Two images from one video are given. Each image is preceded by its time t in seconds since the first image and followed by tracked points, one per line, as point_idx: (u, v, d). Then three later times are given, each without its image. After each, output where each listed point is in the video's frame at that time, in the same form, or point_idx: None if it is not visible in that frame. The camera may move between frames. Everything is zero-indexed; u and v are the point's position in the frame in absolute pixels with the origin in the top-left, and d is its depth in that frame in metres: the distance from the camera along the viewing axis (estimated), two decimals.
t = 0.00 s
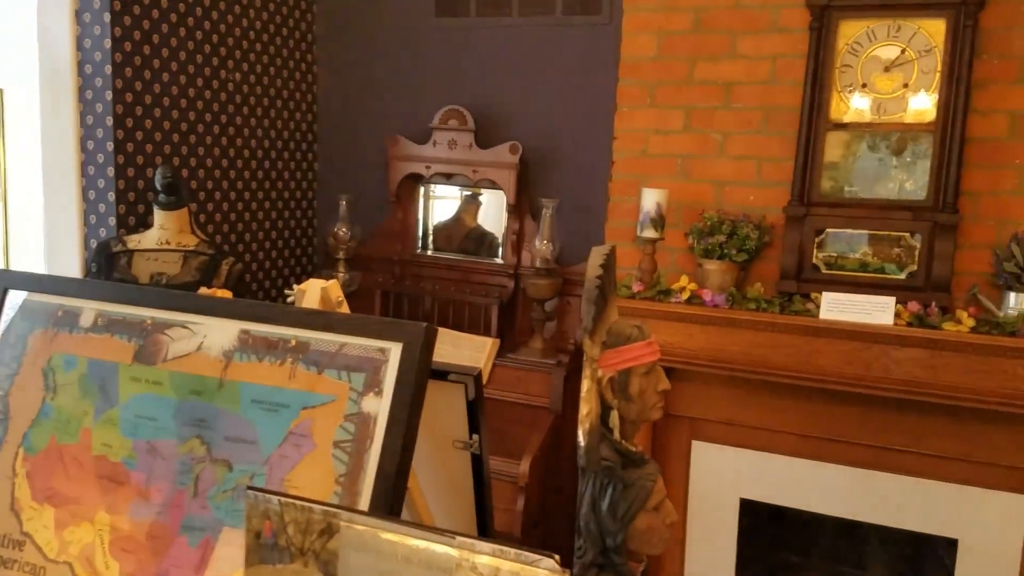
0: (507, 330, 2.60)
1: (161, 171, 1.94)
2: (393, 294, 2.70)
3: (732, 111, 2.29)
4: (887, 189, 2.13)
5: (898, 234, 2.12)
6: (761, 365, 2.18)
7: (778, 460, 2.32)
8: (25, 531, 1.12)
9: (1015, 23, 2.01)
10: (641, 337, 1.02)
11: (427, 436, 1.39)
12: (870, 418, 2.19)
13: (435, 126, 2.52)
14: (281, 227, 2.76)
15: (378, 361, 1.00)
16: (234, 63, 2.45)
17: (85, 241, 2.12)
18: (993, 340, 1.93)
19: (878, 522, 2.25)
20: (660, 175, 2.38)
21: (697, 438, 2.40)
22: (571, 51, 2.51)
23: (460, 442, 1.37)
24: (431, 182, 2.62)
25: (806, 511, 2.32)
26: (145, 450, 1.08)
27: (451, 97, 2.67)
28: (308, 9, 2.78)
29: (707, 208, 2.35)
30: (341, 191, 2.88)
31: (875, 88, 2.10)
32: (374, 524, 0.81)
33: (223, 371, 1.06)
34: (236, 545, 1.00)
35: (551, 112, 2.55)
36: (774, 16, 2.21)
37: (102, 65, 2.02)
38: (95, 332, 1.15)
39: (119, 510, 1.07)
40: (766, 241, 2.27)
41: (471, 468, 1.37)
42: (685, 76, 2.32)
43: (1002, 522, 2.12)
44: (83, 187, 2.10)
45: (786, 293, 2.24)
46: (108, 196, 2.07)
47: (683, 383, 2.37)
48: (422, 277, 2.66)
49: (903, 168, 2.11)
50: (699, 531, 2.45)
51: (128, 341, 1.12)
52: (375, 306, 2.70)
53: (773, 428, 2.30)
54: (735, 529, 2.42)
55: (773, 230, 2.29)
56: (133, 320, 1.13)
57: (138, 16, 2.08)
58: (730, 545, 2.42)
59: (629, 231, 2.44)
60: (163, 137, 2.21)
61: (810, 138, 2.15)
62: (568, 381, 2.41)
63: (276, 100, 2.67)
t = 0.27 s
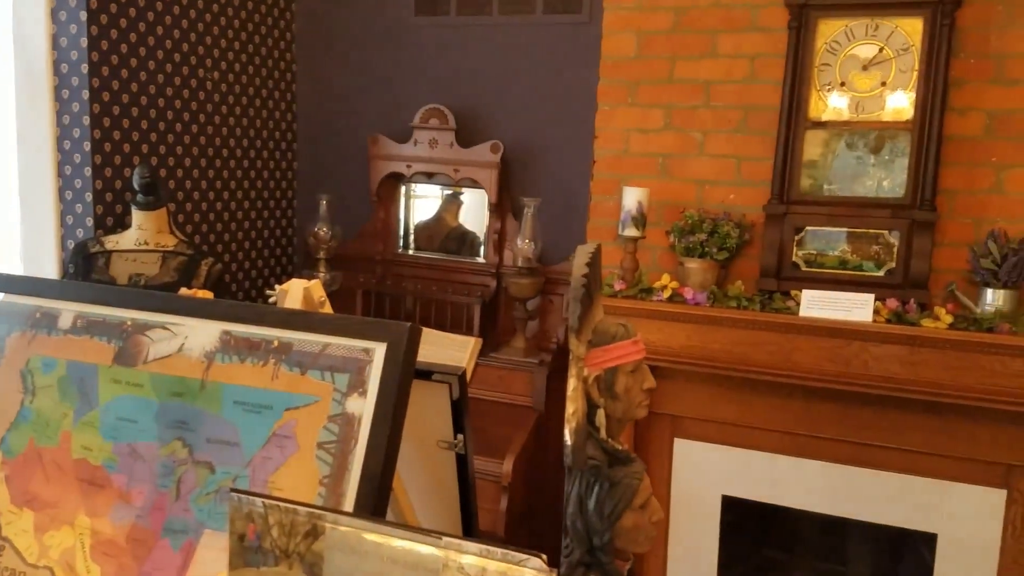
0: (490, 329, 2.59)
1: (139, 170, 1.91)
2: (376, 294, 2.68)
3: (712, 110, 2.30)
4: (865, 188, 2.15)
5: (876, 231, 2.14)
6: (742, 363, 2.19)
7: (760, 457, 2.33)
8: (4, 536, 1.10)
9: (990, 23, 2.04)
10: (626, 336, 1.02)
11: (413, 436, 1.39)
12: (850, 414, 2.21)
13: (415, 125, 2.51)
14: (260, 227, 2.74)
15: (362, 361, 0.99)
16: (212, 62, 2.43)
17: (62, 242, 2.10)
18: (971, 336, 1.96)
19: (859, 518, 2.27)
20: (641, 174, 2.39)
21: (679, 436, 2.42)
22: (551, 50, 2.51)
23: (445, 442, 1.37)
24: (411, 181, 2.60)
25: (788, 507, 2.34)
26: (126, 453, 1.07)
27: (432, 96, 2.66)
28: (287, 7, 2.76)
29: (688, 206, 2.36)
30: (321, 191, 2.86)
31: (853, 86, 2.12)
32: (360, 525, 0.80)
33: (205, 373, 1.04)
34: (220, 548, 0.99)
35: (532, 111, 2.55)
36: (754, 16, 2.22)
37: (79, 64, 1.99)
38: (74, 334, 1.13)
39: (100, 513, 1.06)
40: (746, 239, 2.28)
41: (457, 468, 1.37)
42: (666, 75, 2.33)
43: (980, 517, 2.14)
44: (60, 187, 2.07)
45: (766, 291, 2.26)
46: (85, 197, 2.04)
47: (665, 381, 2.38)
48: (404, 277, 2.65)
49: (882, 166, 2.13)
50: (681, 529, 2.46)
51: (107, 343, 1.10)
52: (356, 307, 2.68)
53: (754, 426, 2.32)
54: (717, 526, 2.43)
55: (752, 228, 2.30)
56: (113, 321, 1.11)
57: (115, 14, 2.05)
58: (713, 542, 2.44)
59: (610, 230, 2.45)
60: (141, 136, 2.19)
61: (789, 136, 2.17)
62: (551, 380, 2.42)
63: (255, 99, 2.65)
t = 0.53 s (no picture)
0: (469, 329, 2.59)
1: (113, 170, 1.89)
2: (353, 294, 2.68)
3: (689, 110, 2.31)
4: (840, 186, 2.17)
5: (851, 229, 2.16)
6: (720, 361, 2.21)
7: (738, 454, 2.35)
8: None
9: (961, 23, 2.07)
10: (606, 334, 1.02)
11: (393, 437, 1.39)
12: (826, 411, 2.23)
13: (393, 124, 2.50)
14: (236, 226, 2.72)
15: (339, 361, 0.98)
16: (187, 61, 2.40)
17: (35, 243, 2.06)
18: (945, 333, 1.99)
19: (836, 514, 2.29)
20: (619, 173, 2.40)
21: (658, 433, 2.43)
22: (529, 49, 2.51)
23: (424, 442, 1.37)
24: (389, 181, 2.59)
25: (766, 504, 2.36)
26: (101, 455, 1.05)
27: (408, 94, 2.65)
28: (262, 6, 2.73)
29: (666, 205, 2.38)
30: (297, 190, 2.84)
31: (828, 86, 2.14)
32: (338, 527, 0.80)
33: (181, 374, 1.03)
34: (197, 550, 0.99)
35: (510, 110, 2.55)
36: (730, 16, 2.24)
37: (52, 63, 1.96)
38: (47, 336, 1.11)
39: (74, 516, 1.05)
40: (723, 238, 2.30)
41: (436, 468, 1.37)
42: (643, 75, 2.34)
43: (954, 512, 2.17)
44: (33, 187, 2.04)
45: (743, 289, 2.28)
46: (58, 197, 2.01)
47: (644, 379, 2.39)
48: (382, 276, 2.64)
49: (856, 165, 2.15)
50: (661, 526, 2.47)
51: (82, 345, 1.09)
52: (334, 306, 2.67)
53: (732, 423, 2.34)
54: (696, 523, 2.44)
55: (729, 227, 2.32)
56: (86, 323, 1.10)
57: (88, 12, 2.02)
58: (692, 539, 2.45)
59: (589, 229, 2.45)
60: (115, 136, 2.16)
61: (765, 135, 2.19)
62: (530, 379, 2.42)
63: (231, 98, 2.62)
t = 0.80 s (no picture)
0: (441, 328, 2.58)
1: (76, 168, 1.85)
2: (324, 294, 2.63)
3: (660, 108, 2.32)
4: (808, 184, 2.19)
5: (819, 227, 2.18)
6: (692, 358, 2.22)
7: (710, 451, 2.36)
8: None
9: (925, 23, 2.10)
10: (573, 332, 1.01)
11: (360, 437, 1.36)
12: (797, 408, 2.24)
13: (363, 122, 2.49)
14: (203, 226, 2.68)
15: (305, 361, 0.96)
16: (152, 58, 2.36)
17: None
18: (912, 330, 2.01)
19: (807, 510, 2.30)
20: (591, 171, 2.40)
21: (630, 431, 2.44)
22: (500, 46, 2.50)
23: (392, 442, 1.34)
24: (359, 179, 2.57)
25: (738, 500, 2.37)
26: (62, 459, 1.03)
27: (379, 92, 2.63)
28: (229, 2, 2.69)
29: (637, 203, 2.38)
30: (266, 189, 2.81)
31: (796, 84, 2.15)
32: (303, 529, 0.79)
33: (143, 376, 1.01)
34: (161, 554, 0.97)
35: (482, 108, 2.53)
36: (700, 14, 2.25)
37: (13, 60, 1.91)
38: (5, 337, 1.08)
39: (35, 521, 1.02)
40: (694, 236, 2.31)
41: (405, 469, 1.35)
42: (614, 73, 2.34)
43: (923, 506, 2.19)
44: None
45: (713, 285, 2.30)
46: (20, 196, 1.97)
47: (618, 377, 2.40)
48: (354, 276, 2.62)
49: (825, 163, 2.17)
50: (634, 524, 2.48)
51: (41, 347, 1.06)
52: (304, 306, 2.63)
53: (704, 420, 2.35)
54: (670, 520, 2.45)
55: (699, 225, 2.34)
56: (46, 324, 1.07)
57: (50, 8, 1.98)
58: (665, 536, 2.46)
59: (561, 227, 2.45)
60: (79, 134, 2.12)
61: (734, 134, 2.20)
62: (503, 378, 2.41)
63: (197, 96, 2.58)
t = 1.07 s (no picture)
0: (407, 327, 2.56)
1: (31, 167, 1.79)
2: (287, 294, 2.61)
3: (625, 105, 2.32)
4: (772, 181, 2.20)
5: (783, 223, 2.20)
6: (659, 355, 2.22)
7: (678, 448, 2.37)
8: None
9: (885, 20, 2.12)
10: (524, 330, 1.00)
11: (314, 438, 1.33)
12: (762, 403, 2.26)
13: (326, 119, 2.46)
14: (163, 225, 2.63)
15: (256, 362, 0.95)
16: (110, 55, 2.32)
17: None
18: (873, 325, 2.02)
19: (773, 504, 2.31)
20: (556, 169, 2.40)
21: (598, 428, 2.44)
22: (464, 42, 2.48)
23: (349, 443, 1.33)
24: (323, 176, 2.55)
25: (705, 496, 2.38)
26: (8, 463, 1.00)
27: (343, 89, 2.60)
28: None
29: (603, 200, 2.38)
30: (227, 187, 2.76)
31: (759, 81, 2.17)
32: (251, 532, 0.78)
33: (91, 378, 0.98)
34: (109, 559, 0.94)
35: (447, 104, 2.51)
36: (663, 11, 2.25)
37: None
38: None
39: None
40: (660, 233, 2.32)
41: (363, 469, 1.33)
42: (579, 69, 2.34)
43: (888, 500, 2.21)
44: None
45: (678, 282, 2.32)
46: None
47: (586, 375, 2.41)
48: (319, 275, 2.59)
49: (787, 160, 2.19)
50: (603, 522, 2.47)
51: None
52: (268, 305, 2.60)
53: (671, 416, 2.35)
54: (639, 517, 2.45)
55: (665, 222, 2.34)
56: None
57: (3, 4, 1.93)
58: (634, 533, 2.46)
59: (527, 225, 2.44)
60: (33, 132, 2.07)
61: (699, 131, 2.21)
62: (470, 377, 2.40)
63: (156, 93, 2.54)
